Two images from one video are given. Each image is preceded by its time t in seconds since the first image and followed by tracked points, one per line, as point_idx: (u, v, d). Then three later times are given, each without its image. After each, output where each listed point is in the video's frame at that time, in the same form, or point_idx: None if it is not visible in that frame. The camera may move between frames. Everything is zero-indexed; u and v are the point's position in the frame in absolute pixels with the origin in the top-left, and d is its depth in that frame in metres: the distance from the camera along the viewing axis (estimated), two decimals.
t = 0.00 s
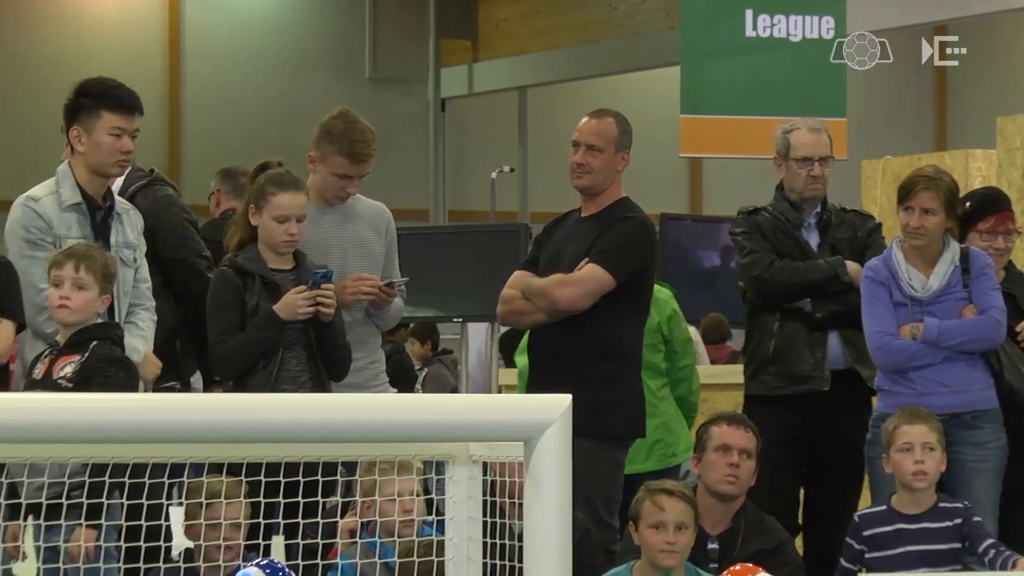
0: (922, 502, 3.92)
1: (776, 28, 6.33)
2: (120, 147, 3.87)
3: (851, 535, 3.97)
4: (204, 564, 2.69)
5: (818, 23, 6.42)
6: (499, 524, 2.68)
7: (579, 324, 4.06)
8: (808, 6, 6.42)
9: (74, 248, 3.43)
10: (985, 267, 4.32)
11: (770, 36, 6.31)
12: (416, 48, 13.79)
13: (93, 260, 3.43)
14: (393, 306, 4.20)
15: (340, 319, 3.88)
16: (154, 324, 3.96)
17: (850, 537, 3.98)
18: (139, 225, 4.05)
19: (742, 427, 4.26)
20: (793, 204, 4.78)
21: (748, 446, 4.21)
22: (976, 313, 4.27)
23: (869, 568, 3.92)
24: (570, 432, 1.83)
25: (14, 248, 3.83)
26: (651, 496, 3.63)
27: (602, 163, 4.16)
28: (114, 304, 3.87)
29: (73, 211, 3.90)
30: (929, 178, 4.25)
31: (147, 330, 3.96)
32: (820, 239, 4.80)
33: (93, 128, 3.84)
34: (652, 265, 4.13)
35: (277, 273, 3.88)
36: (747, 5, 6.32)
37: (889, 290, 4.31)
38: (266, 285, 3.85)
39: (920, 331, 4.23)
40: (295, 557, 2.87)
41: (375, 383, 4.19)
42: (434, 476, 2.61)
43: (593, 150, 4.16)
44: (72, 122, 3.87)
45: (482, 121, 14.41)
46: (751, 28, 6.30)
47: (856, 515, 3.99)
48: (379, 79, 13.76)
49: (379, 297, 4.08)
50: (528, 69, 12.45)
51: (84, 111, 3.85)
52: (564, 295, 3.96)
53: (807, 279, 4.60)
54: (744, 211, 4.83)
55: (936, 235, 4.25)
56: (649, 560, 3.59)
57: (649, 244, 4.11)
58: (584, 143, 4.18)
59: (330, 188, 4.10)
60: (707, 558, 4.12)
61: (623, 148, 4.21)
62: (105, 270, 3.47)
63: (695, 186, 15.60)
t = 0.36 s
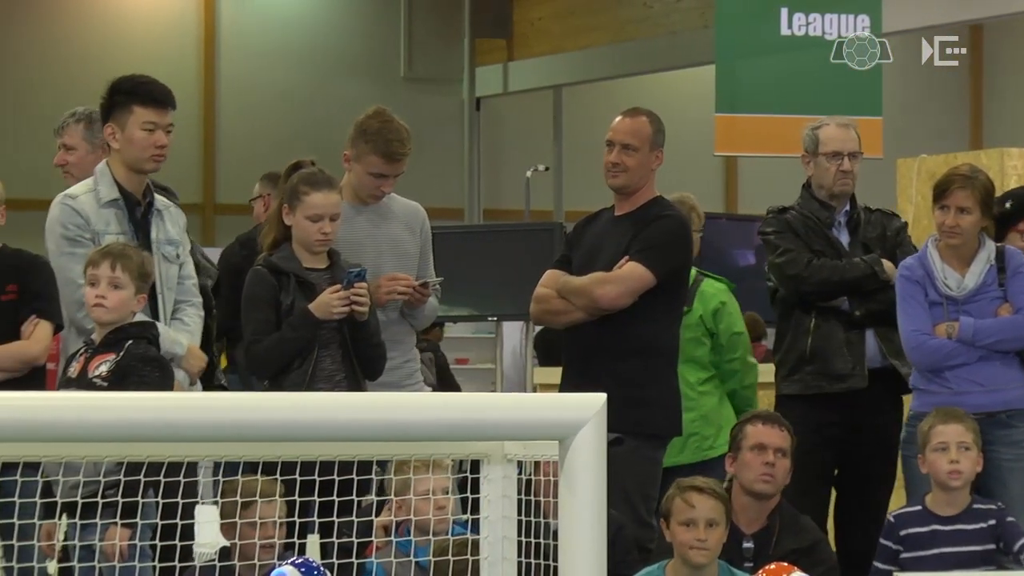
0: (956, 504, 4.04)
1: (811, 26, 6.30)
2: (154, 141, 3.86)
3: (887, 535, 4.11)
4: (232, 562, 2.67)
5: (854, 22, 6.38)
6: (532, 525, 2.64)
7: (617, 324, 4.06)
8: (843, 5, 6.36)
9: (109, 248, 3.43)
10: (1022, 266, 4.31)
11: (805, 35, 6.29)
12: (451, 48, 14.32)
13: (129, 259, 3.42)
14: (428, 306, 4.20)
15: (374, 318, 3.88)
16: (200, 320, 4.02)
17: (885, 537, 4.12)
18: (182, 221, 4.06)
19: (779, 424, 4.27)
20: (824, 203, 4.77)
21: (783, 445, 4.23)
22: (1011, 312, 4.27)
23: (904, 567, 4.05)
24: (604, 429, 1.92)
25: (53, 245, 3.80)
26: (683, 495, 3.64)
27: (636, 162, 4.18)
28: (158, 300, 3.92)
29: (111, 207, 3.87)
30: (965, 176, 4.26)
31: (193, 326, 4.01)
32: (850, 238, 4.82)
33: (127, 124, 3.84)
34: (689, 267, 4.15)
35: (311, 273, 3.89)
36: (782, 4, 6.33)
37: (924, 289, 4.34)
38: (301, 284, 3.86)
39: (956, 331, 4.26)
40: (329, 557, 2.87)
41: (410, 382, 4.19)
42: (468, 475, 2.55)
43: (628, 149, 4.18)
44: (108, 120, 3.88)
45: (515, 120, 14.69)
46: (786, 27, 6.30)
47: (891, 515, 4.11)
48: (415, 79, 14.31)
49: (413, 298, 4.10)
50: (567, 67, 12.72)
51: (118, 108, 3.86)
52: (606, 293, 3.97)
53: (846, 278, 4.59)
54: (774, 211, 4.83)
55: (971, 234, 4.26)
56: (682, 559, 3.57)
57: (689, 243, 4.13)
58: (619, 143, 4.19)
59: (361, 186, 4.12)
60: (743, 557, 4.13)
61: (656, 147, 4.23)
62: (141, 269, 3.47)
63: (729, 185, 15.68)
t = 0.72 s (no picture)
0: (984, 499, 4.07)
1: (841, 20, 6.59)
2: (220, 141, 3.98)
3: (916, 532, 4.14)
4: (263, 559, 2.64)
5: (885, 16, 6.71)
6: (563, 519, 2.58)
7: (649, 318, 4.11)
8: None
9: (138, 242, 3.47)
10: None
11: (835, 28, 6.57)
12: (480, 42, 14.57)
13: (158, 253, 3.46)
14: (456, 301, 4.22)
15: (405, 313, 3.89)
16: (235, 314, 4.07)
17: (915, 534, 4.15)
18: (216, 217, 4.08)
19: (808, 419, 4.28)
20: (829, 193, 4.77)
21: (811, 440, 4.24)
22: None
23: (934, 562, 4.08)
24: (632, 419, 1.88)
25: (89, 240, 3.82)
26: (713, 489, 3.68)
27: (668, 157, 4.21)
28: (196, 295, 3.96)
29: (145, 201, 3.88)
30: (994, 170, 4.37)
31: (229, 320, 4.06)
32: (857, 230, 4.81)
33: (202, 121, 3.95)
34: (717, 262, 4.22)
35: (342, 267, 3.90)
36: None
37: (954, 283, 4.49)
38: (331, 278, 3.87)
39: (986, 325, 4.40)
40: (365, 557, 2.86)
41: (441, 375, 4.22)
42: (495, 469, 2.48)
43: (660, 143, 4.22)
44: (174, 118, 3.92)
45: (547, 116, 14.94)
46: (816, 21, 6.58)
47: (920, 512, 4.15)
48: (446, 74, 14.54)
49: (441, 295, 4.10)
50: (596, 61, 12.73)
51: (189, 107, 3.94)
52: (650, 282, 4.03)
53: (861, 267, 4.58)
54: (781, 202, 4.82)
55: (1001, 228, 4.39)
56: (710, 551, 3.57)
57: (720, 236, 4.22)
58: (652, 137, 4.23)
59: (387, 177, 4.12)
60: (773, 553, 4.20)
61: (685, 142, 4.28)
62: (170, 263, 3.50)
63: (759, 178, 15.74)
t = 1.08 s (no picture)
0: (1001, 489, 4.15)
1: (863, 18, 6.74)
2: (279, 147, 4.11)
3: (934, 521, 4.20)
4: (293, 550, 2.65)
5: (905, 14, 6.88)
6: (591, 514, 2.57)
7: (678, 309, 4.18)
8: None
9: (172, 236, 3.53)
10: None
11: (857, 26, 6.72)
12: (509, 43, 14.44)
13: (191, 246, 3.52)
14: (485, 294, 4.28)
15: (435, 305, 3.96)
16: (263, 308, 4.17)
17: (934, 522, 4.21)
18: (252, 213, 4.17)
19: (823, 407, 4.30)
20: (829, 188, 4.69)
21: (827, 428, 4.26)
22: None
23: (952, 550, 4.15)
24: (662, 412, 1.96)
25: (155, 229, 3.87)
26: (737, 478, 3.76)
27: (681, 150, 4.28)
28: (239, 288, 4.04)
29: (204, 195, 3.96)
30: (1014, 165, 4.42)
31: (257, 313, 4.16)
32: (857, 225, 4.74)
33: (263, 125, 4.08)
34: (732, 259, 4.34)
35: (374, 260, 3.97)
36: None
37: (973, 277, 4.61)
38: (363, 271, 3.94)
39: (1005, 318, 4.51)
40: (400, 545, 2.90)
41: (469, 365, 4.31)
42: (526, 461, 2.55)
43: (673, 138, 4.28)
44: (234, 119, 4.02)
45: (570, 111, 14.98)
46: (838, 19, 6.72)
47: (938, 501, 4.22)
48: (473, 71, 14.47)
49: (471, 291, 4.19)
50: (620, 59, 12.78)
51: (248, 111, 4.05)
52: (680, 278, 4.10)
53: (868, 264, 4.52)
54: (784, 197, 4.74)
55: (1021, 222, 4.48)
56: (735, 539, 3.65)
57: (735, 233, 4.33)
58: (666, 131, 4.29)
59: (425, 174, 4.20)
60: (795, 540, 4.29)
61: (697, 136, 4.34)
62: (203, 255, 3.56)
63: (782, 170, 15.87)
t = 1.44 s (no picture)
0: (1008, 479, 4.26)
1: (877, 23, 6.86)
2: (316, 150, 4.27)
3: (944, 510, 4.33)
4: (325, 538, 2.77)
5: (917, 19, 6.97)
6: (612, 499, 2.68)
7: (696, 306, 4.29)
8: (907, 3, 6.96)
9: (207, 235, 3.64)
10: None
11: (871, 30, 6.84)
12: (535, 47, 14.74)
13: (227, 245, 3.63)
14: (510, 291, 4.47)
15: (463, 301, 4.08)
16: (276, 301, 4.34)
17: (944, 511, 4.34)
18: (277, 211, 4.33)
19: (838, 398, 4.41)
20: (835, 186, 4.81)
21: (842, 418, 4.37)
22: None
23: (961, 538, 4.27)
24: (677, 402, 1.98)
25: (218, 224, 3.98)
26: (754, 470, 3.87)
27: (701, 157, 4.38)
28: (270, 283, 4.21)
29: (254, 193, 4.09)
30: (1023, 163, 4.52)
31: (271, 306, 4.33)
32: (864, 220, 4.85)
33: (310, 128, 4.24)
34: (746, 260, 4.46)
35: (403, 257, 4.09)
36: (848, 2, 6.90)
37: (984, 272, 4.72)
38: (393, 269, 4.06)
39: (1013, 312, 4.60)
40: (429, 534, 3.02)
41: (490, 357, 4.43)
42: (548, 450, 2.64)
43: (697, 144, 4.37)
44: (273, 123, 4.17)
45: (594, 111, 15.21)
46: (853, 24, 6.86)
47: (948, 490, 4.35)
48: (499, 72, 15.05)
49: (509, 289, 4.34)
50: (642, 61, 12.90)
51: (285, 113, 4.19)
52: (698, 277, 4.22)
53: (874, 257, 4.63)
54: (791, 197, 4.87)
55: None
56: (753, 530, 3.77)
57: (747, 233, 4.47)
58: (688, 138, 4.36)
59: (477, 164, 4.48)
60: (810, 527, 4.40)
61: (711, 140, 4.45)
62: (238, 251, 3.68)
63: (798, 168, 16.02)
